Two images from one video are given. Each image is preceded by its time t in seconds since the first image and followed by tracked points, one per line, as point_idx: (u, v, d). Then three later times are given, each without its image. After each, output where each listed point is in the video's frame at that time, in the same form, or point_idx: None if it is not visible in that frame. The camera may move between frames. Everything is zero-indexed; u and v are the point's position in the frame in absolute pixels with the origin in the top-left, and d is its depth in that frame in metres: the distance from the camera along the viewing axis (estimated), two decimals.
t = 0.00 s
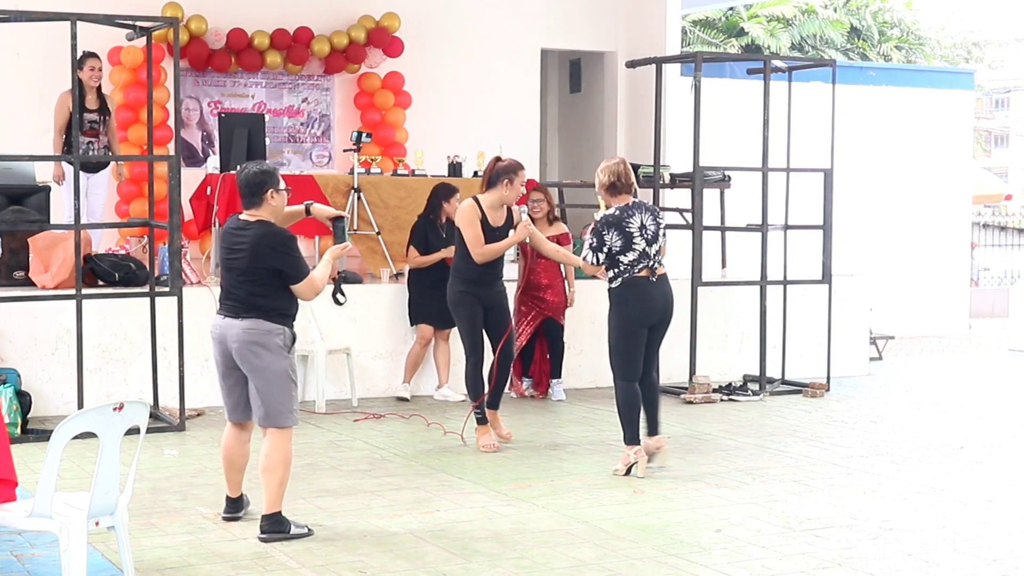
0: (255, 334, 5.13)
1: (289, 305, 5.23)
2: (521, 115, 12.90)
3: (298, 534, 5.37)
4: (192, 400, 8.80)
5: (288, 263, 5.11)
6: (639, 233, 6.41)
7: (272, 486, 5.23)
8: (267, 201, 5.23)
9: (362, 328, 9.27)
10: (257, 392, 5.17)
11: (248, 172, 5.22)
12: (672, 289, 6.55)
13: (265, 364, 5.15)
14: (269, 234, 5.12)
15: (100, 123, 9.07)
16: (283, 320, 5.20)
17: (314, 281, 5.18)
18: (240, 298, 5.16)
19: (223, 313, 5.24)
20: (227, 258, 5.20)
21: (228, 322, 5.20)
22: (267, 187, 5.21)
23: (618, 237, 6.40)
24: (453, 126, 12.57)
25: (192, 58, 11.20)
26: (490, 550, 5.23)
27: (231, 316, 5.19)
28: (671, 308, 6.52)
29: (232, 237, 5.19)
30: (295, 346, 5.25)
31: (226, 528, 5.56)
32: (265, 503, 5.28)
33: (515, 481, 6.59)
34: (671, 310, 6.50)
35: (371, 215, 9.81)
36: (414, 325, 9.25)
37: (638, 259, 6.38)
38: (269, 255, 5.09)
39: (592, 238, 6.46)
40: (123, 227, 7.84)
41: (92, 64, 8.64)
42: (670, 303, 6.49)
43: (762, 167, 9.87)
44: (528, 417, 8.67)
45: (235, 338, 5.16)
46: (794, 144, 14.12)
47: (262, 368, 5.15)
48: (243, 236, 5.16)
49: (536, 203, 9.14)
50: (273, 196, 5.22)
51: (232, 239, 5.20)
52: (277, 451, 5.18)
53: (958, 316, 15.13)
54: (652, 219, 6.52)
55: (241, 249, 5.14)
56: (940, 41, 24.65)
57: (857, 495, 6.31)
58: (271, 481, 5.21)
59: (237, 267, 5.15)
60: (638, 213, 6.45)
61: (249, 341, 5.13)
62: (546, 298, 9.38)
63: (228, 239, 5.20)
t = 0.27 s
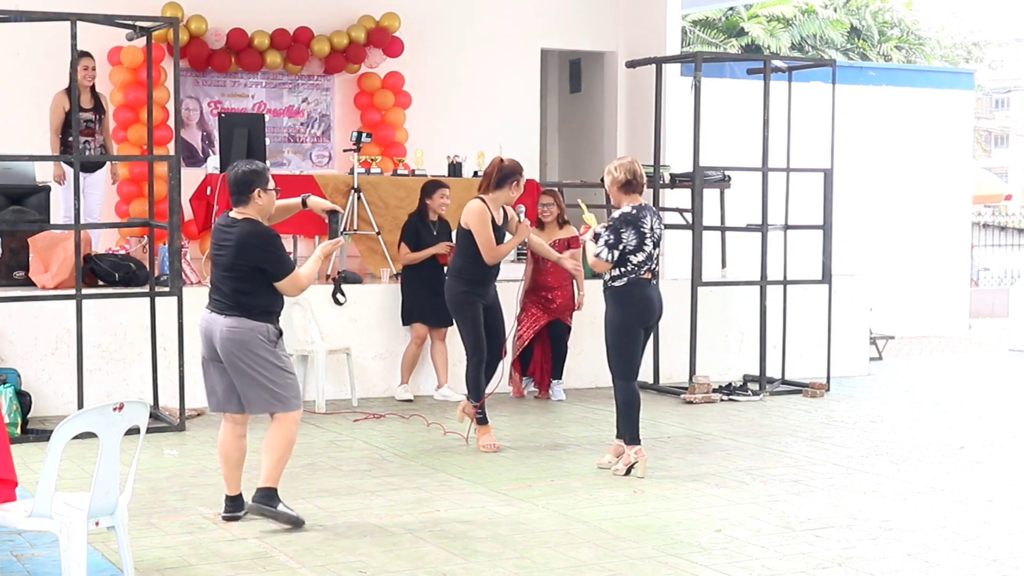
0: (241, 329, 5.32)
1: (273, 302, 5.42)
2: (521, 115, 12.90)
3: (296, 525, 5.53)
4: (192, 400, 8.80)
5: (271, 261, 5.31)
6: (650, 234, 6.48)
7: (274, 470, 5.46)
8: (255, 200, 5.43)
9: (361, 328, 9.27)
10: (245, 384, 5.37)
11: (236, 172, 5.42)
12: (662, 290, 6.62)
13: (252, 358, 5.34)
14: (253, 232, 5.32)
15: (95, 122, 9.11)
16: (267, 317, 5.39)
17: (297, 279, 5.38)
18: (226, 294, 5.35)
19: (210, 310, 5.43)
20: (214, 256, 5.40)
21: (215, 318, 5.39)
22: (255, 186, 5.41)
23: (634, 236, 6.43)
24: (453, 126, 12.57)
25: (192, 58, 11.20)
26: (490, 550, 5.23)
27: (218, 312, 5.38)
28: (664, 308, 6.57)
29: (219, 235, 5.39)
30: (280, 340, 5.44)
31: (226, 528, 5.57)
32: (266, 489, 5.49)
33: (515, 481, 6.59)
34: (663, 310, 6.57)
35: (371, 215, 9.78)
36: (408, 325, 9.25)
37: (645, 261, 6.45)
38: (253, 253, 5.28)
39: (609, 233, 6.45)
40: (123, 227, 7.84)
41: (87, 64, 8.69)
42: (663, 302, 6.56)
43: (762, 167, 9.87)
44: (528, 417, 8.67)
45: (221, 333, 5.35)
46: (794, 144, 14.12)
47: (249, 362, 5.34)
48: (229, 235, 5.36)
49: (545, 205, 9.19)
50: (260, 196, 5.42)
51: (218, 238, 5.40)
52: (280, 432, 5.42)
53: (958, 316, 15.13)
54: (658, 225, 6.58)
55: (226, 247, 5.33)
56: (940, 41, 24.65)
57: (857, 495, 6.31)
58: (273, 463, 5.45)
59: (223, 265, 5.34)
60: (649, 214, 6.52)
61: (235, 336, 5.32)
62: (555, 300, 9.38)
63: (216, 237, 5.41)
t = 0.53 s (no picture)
0: (240, 329, 5.44)
1: (273, 302, 5.54)
2: (521, 115, 12.89)
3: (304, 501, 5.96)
4: (192, 400, 8.80)
5: (270, 262, 5.43)
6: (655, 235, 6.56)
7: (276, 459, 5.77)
8: (257, 201, 5.56)
9: (361, 328, 9.27)
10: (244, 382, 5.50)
11: (239, 174, 5.55)
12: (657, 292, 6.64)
13: (251, 357, 5.47)
14: (254, 234, 5.44)
15: (90, 121, 9.18)
16: (268, 317, 5.51)
17: (298, 278, 5.51)
18: (226, 294, 5.48)
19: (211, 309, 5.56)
20: (216, 256, 5.54)
21: (214, 318, 5.52)
22: (257, 188, 5.53)
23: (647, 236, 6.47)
24: (453, 127, 12.58)
25: (192, 58, 11.21)
26: (490, 550, 5.23)
27: (218, 311, 5.50)
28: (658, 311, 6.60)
29: (222, 235, 5.53)
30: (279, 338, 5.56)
31: (226, 528, 5.57)
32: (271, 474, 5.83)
33: (515, 482, 6.58)
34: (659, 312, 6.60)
35: (371, 215, 9.75)
36: (396, 322, 9.25)
37: (649, 261, 6.52)
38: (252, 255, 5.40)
39: (625, 229, 6.44)
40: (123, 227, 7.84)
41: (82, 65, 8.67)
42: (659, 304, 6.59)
43: (762, 167, 9.87)
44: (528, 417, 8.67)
45: (221, 332, 5.48)
46: (794, 144, 14.12)
47: (248, 361, 5.47)
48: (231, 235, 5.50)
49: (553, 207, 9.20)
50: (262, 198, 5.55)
51: (222, 239, 5.53)
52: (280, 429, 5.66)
53: (958, 316, 15.13)
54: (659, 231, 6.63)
55: (228, 248, 5.47)
56: (940, 40, 24.66)
57: (857, 494, 6.31)
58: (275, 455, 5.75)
59: (224, 265, 5.48)
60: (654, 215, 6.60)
61: (233, 336, 5.44)
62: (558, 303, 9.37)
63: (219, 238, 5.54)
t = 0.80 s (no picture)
0: (250, 327, 5.59)
1: (284, 301, 5.70)
2: (521, 115, 12.90)
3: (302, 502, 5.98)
4: (192, 400, 8.80)
5: (281, 264, 5.57)
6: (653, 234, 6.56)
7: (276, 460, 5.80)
8: (269, 203, 5.71)
9: (361, 328, 9.27)
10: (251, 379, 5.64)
11: (254, 176, 5.68)
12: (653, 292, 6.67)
13: (259, 355, 5.61)
14: (266, 235, 5.58)
15: (87, 121, 9.17)
16: (278, 315, 5.66)
17: (308, 280, 5.63)
18: (238, 292, 5.64)
19: (223, 306, 5.72)
20: (229, 254, 5.70)
21: (225, 315, 5.67)
22: (270, 190, 5.67)
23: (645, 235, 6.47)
24: (453, 127, 12.57)
25: (192, 58, 11.21)
26: (490, 550, 5.22)
27: (229, 309, 5.66)
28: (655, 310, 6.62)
29: (236, 235, 5.69)
30: (287, 337, 5.71)
31: (226, 528, 5.57)
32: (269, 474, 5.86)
33: (515, 481, 6.58)
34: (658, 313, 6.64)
35: (371, 215, 9.76)
36: (387, 320, 9.20)
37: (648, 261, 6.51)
38: (264, 255, 5.55)
39: (624, 230, 6.44)
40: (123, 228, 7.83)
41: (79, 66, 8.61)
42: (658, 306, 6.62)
43: (762, 167, 9.86)
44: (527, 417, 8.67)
45: (231, 329, 5.63)
46: (794, 144, 14.13)
47: (257, 358, 5.61)
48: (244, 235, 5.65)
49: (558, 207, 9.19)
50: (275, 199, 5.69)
51: (235, 238, 5.69)
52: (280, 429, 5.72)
53: (958, 316, 15.13)
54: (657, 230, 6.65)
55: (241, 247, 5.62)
56: (940, 41, 24.66)
57: (857, 494, 6.31)
58: (275, 456, 5.78)
59: (236, 264, 5.63)
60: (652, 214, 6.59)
61: (243, 334, 5.59)
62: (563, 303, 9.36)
63: (233, 237, 5.70)
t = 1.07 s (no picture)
0: (246, 326, 5.64)
1: (280, 300, 5.72)
2: (521, 115, 12.90)
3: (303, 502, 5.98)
4: (192, 400, 8.80)
5: (276, 265, 5.59)
6: (641, 234, 6.50)
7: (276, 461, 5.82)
8: (270, 203, 5.72)
9: (361, 328, 9.27)
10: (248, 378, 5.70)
11: (253, 177, 5.70)
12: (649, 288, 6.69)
13: (256, 354, 5.66)
14: (261, 236, 5.60)
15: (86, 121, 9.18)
16: (274, 313, 5.69)
17: (304, 281, 5.64)
18: (235, 290, 5.69)
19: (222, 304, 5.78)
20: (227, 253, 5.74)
21: (224, 314, 5.73)
22: (270, 191, 5.68)
23: (628, 236, 6.44)
24: (453, 127, 12.57)
25: (192, 58, 11.21)
26: (490, 550, 5.22)
27: (227, 306, 5.72)
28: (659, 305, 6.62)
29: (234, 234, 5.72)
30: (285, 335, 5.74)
31: (226, 528, 5.56)
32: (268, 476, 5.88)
33: (515, 481, 6.58)
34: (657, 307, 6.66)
35: (371, 216, 9.76)
36: (385, 320, 9.22)
37: (641, 262, 6.45)
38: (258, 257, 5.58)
39: (605, 238, 6.44)
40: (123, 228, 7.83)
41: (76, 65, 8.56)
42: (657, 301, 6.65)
43: (762, 167, 9.86)
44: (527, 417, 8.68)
45: (228, 328, 5.69)
46: (794, 144, 14.13)
47: (254, 357, 5.66)
48: (242, 234, 5.68)
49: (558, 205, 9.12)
50: (274, 199, 5.71)
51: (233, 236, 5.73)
52: (281, 430, 5.75)
53: (958, 316, 15.14)
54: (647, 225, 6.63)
55: (237, 248, 5.66)
56: (940, 40, 24.66)
57: (857, 495, 6.31)
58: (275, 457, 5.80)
59: (233, 264, 5.67)
60: (639, 214, 6.55)
61: (239, 331, 5.64)
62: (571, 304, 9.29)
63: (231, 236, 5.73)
